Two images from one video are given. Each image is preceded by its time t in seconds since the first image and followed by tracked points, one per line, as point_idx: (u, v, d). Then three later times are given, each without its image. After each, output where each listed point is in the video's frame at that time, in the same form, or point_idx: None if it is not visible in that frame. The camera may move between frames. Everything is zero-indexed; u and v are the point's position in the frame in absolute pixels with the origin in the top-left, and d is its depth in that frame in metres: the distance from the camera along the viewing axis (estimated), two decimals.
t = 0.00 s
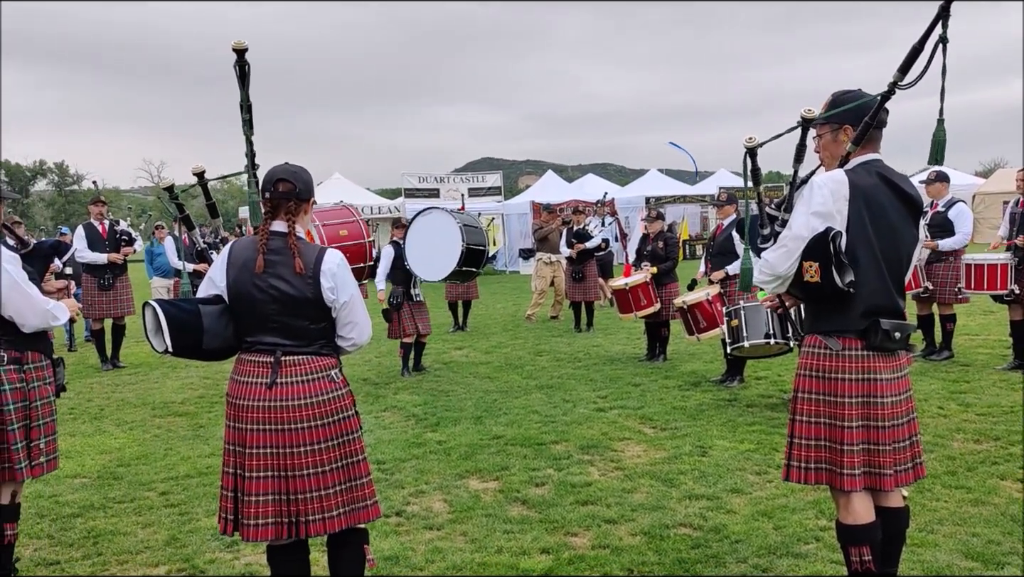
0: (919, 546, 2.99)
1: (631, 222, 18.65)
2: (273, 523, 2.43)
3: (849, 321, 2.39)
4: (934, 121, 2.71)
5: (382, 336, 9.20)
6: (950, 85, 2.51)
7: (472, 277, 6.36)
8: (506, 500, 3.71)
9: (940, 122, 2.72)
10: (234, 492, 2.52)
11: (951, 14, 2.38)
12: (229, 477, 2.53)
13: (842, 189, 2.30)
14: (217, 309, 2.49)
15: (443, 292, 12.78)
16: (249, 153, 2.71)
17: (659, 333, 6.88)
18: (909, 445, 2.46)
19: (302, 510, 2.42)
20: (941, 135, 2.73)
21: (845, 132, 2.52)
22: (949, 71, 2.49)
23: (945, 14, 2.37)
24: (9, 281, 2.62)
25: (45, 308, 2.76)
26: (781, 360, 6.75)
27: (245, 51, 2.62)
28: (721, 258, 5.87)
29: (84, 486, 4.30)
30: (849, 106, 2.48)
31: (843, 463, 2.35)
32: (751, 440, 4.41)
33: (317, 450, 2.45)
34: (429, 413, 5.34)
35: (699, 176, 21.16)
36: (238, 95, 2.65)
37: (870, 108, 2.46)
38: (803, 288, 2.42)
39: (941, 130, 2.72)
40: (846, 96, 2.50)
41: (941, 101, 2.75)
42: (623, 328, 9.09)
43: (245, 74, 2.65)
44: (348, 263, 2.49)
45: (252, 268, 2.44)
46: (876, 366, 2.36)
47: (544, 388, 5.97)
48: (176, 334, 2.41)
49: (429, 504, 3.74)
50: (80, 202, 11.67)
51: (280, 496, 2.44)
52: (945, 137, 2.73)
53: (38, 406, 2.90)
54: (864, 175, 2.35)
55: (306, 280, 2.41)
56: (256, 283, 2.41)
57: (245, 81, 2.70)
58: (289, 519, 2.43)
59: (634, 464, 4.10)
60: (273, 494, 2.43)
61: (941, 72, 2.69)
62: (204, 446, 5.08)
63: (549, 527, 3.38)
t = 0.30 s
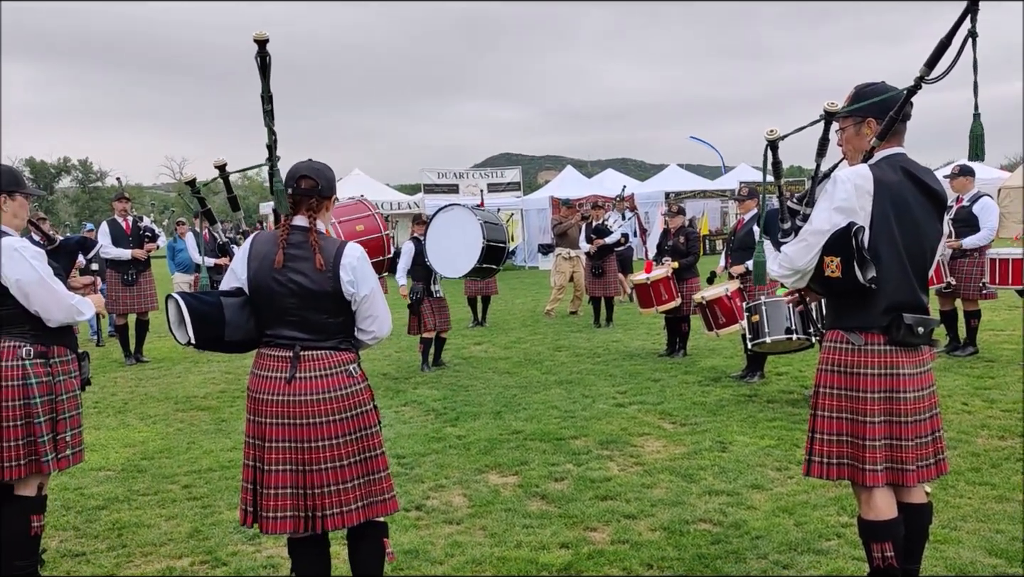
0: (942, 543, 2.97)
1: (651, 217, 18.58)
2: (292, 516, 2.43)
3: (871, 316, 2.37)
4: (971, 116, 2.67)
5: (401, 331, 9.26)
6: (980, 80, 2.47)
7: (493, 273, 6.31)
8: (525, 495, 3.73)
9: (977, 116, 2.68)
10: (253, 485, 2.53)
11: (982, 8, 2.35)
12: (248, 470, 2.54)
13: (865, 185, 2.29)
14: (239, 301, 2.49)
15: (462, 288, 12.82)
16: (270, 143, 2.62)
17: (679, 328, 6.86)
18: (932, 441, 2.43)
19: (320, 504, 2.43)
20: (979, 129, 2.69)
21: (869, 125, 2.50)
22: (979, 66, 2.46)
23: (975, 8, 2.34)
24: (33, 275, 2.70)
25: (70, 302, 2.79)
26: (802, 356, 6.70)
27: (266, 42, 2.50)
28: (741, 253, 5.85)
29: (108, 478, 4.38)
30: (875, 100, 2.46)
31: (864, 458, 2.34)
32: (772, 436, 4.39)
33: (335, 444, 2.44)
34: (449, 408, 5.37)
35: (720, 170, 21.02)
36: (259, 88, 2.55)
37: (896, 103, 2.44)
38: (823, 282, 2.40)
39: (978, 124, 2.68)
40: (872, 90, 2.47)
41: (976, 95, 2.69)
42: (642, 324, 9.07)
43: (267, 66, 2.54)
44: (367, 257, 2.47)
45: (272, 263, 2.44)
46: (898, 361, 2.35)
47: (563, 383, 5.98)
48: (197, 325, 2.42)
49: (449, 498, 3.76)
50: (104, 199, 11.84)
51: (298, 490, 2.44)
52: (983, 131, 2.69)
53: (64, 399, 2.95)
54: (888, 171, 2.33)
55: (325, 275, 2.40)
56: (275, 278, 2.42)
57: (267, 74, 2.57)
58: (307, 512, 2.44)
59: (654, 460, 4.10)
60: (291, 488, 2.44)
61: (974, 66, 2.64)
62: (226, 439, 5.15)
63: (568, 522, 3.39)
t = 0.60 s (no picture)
0: (960, 538, 2.95)
1: (666, 211, 18.51)
2: (309, 508, 2.46)
3: (888, 310, 2.35)
4: (994, 106, 2.64)
5: (417, 325, 9.29)
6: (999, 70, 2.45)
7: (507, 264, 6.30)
8: (540, 488, 3.74)
9: (1001, 106, 2.66)
10: (270, 477, 2.55)
11: None
12: (266, 463, 2.56)
13: (883, 178, 2.27)
14: (254, 297, 2.51)
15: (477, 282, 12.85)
16: (282, 143, 2.63)
17: (695, 322, 6.84)
18: (950, 434, 2.42)
19: (337, 496, 2.45)
20: (1004, 119, 2.66)
21: (886, 117, 2.48)
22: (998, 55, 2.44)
23: None
24: (52, 269, 2.74)
25: (89, 296, 2.83)
26: (819, 350, 6.66)
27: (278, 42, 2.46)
28: (757, 247, 5.81)
29: (126, 471, 4.44)
30: (892, 92, 2.44)
31: (881, 452, 2.33)
32: (788, 430, 4.37)
33: (351, 437, 2.46)
34: (464, 402, 5.39)
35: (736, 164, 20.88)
36: (271, 89, 2.53)
37: (913, 95, 2.42)
38: (839, 276, 2.39)
39: (1003, 114, 2.65)
40: (890, 81, 2.45)
41: (998, 85, 2.66)
42: (658, 318, 9.05)
43: (279, 67, 2.52)
44: (381, 252, 2.49)
45: (287, 257, 2.46)
46: (916, 354, 2.34)
47: (578, 377, 5.99)
48: (213, 321, 2.43)
49: (464, 491, 3.79)
50: (122, 194, 11.96)
51: (315, 482, 2.46)
52: (1008, 120, 2.66)
53: (81, 392, 2.98)
54: (906, 163, 2.31)
55: (341, 269, 2.42)
56: (291, 272, 2.44)
57: (278, 73, 2.54)
58: (324, 504, 2.46)
59: (669, 454, 4.10)
60: (309, 480, 2.46)
61: (994, 56, 2.62)
62: (242, 432, 5.20)
63: (583, 515, 3.40)
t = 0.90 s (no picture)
0: (975, 533, 2.94)
1: (679, 206, 18.46)
2: (324, 501, 2.48)
3: (903, 305, 2.34)
4: (1000, 101, 2.62)
5: (429, 320, 9.33)
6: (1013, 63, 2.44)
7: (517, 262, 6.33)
8: (553, 483, 3.75)
9: (1006, 101, 2.63)
10: (285, 470, 2.58)
11: None
12: (281, 456, 2.59)
13: (898, 171, 2.26)
14: (267, 292, 2.52)
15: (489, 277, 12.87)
16: (293, 141, 2.65)
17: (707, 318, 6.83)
18: (964, 429, 2.41)
19: (352, 490, 2.47)
20: (1007, 114, 2.64)
21: (901, 110, 2.46)
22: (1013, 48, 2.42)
23: None
24: (69, 262, 2.78)
25: (105, 289, 2.86)
26: (833, 345, 6.63)
27: (287, 40, 2.45)
28: (770, 242, 5.80)
29: (142, 464, 4.49)
30: (907, 85, 2.42)
31: (895, 447, 2.33)
32: (802, 425, 4.36)
33: (366, 430, 2.48)
34: (476, 397, 5.41)
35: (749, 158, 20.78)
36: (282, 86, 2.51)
37: (929, 88, 2.40)
38: (853, 270, 2.38)
39: (1007, 109, 2.63)
40: (904, 74, 2.44)
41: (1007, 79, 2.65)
42: (670, 313, 9.03)
43: (289, 64, 2.50)
44: (393, 246, 2.50)
45: (301, 252, 2.48)
46: (930, 348, 2.33)
47: (591, 372, 6.00)
48: (227, 316, 2.43)
49: (477, 485, 3.81)
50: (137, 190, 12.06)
51: (330, 475, 2.49)
52: (1011, 116, 2.64)
53: (97, 386, 3.01)
54: (922, 157, 2.30)
55: (353, 263, 2.44)
56: (305, 267, 2.45)
57: (289, 71, 2.52)
58: (339, 497, 2.48)
59: (681, 449, 4.11)
60: (323, 473, 2.49)
61: (1007, 50, 2.61)
62: (256, 427, 5.24)
63: (595, 510, 3.41)
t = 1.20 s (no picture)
0: (991, 532, 2.92)
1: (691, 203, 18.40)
2: (337, 498, 2.50)
3: (918, 302, 2.33)
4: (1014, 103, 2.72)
5: (442, 318, 9.35)
6: None
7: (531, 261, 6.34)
8: (566, 480, 3.76)
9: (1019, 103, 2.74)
10: (299, 467, 2.60)
11: None
12: (295, 453, 2.61)
13: (914, 166, 2.25)
14: (280, 289, 2.53)
15: (501, 275, 12.88)
16: (307, 140, 2.66)
17: (720, 316, 6.81)
18: (980, 427, 2.40)
19: (365, 486, 2.49)
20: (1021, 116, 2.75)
21: (919, 106, 2.45)
22: None
23: None
24: (88, 259, 2.81)
25: (123, 286, 2.90)
26: (847, 343, 6.60)
27: (299, 39, 2.47)
28: (782, 238, 5.77)
29: (157, 461, 4.54)
30: (927, 80, 2.41)
31: (910, 444, 2.32)
32: (816, 423, 4.34)
33: (379, 427, 2.50)
34: (489, 394, 5.43)
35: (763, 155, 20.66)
36: (294, 85, 2.53)
37: (949, 84, 2.39)
38: (867, 265, 2.37)
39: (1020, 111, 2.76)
40: (924, 69, 2.42)
41: None
42: (683, 311, 9.01)
43: (301, 63, 2.52)
44: (406, 243, 2.51)
45: (314, 249, 2.49)
46: (945, 345, 2.32)
47: (603, 369, 6.00)
48: (241, 314, 2.45)
49: (490, 482, 3.82)
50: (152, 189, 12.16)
51: (343, 472, 2.50)
52: None
53: (115, 382, 3.04)
54: (939, 153, 2.29)
55: (366, 260, 2.45)
56: (318, 264, 2.47)
57: (302, 70, 2.54)
58: (352, 494, 2.50)
59: (694, 446, 4.10)
60: (337, 470, 2.50)
61: None
62: (269, 424, 5.28)
63: (608, 507, 3.41)
